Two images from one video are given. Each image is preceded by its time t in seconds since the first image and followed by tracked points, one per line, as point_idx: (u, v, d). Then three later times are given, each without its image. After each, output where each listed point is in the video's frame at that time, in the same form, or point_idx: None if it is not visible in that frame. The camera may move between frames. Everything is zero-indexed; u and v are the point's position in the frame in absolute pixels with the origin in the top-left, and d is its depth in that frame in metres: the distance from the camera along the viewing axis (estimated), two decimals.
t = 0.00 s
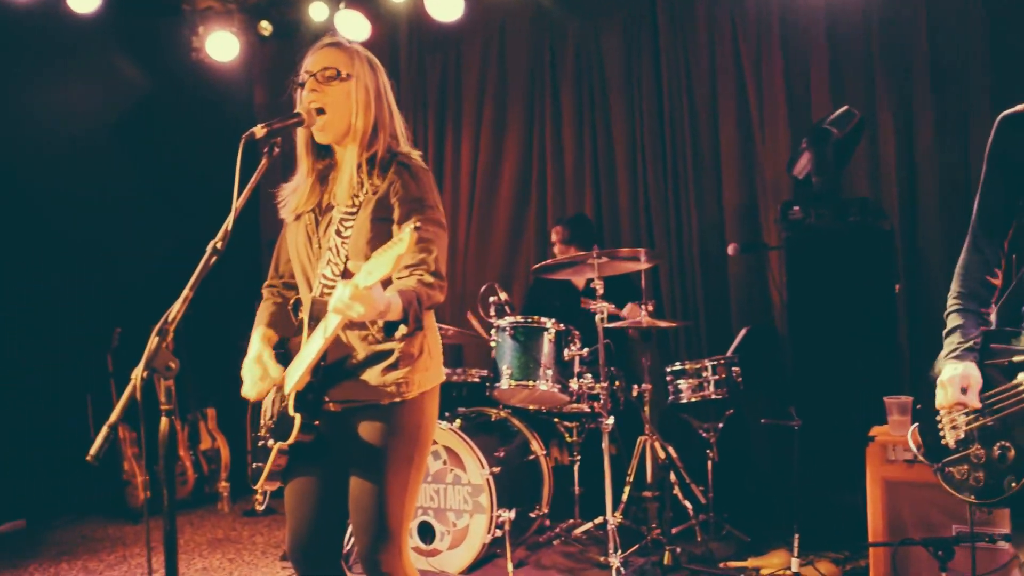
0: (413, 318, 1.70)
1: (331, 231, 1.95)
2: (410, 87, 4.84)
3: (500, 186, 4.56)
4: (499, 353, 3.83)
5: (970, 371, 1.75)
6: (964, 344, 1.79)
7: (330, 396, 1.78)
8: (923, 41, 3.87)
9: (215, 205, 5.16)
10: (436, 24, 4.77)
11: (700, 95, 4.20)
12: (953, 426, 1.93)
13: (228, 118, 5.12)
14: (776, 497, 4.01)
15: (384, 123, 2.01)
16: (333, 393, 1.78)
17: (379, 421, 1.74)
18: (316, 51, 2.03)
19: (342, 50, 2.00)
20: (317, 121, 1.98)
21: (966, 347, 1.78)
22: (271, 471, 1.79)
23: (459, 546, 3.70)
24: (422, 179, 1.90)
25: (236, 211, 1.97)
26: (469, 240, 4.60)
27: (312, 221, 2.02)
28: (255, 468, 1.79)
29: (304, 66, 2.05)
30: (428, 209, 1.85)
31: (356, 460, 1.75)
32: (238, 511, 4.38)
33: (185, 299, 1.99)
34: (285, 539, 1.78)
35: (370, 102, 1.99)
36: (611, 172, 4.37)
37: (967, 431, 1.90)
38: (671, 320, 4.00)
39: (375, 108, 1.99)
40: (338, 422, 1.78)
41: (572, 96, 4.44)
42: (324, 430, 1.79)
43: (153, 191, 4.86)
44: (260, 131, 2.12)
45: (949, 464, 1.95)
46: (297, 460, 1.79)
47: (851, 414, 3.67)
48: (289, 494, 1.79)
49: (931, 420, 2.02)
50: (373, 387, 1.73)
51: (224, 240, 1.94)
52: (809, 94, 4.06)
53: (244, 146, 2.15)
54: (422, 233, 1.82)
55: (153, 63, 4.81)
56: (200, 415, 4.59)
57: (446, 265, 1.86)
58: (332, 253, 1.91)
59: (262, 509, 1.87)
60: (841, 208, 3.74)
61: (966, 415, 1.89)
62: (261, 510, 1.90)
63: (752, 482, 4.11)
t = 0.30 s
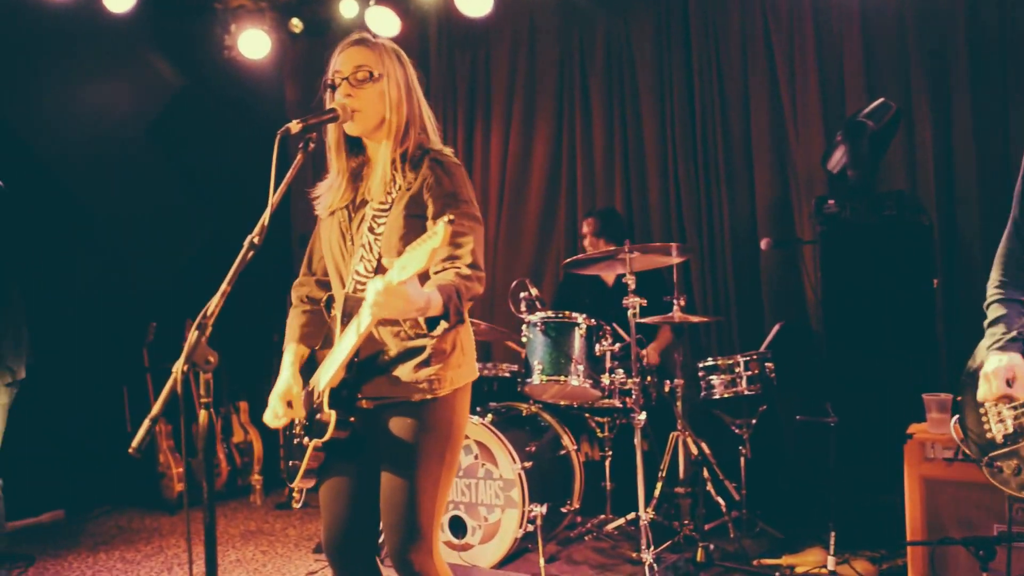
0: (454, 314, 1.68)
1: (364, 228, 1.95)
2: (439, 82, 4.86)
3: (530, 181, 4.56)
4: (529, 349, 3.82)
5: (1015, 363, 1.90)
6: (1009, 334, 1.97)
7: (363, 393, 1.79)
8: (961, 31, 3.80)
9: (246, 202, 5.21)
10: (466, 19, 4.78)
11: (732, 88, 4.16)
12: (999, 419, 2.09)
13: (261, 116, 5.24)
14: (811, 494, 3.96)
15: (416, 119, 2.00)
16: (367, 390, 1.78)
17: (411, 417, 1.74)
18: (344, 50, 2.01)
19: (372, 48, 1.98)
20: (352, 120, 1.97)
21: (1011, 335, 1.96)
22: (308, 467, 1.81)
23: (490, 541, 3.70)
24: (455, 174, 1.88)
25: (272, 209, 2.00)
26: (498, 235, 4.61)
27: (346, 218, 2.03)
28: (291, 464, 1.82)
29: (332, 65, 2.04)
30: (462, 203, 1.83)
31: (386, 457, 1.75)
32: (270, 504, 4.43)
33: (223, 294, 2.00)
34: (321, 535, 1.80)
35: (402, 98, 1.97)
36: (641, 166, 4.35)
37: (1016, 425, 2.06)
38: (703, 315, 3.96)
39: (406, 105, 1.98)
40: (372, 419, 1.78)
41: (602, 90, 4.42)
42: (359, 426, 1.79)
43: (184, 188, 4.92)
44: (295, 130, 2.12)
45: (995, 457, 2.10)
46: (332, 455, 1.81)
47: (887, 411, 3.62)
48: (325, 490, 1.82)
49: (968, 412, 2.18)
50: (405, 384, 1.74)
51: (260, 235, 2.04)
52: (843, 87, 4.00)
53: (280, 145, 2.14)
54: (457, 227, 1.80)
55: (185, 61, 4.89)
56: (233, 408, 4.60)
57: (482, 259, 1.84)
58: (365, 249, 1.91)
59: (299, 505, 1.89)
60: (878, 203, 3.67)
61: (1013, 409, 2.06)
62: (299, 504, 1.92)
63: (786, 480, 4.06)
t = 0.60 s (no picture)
0: (489, 300, 1.67)
1: (396, 221, 1.94)
2: (469, 77, 4.87)
3: (560, 176, 4.55)
4: (561, 343, 3.81)
5: None
6: None
7: (400, 385, 1.78)
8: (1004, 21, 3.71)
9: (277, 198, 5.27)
10: (495, 14, 4.78)
11: (764, 81, 4.11)
12: None
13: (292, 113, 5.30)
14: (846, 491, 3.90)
15: (445, 112, 1.99)
16: (404, 382, 1.77)
17: (449, 410, 1.73)
18: (373, 45, 2.00)
19: (400, 42, 1.97)
20: (383, 114, 1.96)
21: None
22: (346, 462, 1.80)
23: (522, 535, 3.70)
24: (486, 163, 1.87)
25: (307, 202, 1.97)
26: (528, 230, 4.61)
27: (378, 213, 2.03)
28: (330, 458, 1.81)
29: (361, 62, 2.03)
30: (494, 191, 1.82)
31: (426, 448, 1.74)
32: (303, 497, 4.47)
33: (260, 289, 1.94)
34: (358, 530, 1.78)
35: (431, 91, 1.96)
36: (672, 159, 4.31)
37: None
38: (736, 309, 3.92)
39: (437, 98, 1.97)
40: (410, 411, 1.78)
41: (632, 83, 4.40)
42: (397, 419, 1.79)
43: (215, 185, 4.97)
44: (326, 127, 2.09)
45: None
46: (371, 447, 1.81)
47: (928, 408, 3.54)
48: (362, 484, 1.80)
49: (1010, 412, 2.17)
50: (442, 375, 1.72)
51: (297, 230, 1.94)
52: (879, 79, 3.93)
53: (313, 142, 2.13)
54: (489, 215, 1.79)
55: (218, 59, 4.97)
56: (264, 401, 4.60)
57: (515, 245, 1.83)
58: (398, 242, 1.90)
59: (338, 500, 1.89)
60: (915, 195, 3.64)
61: None
62: (337, 499, 1.91)
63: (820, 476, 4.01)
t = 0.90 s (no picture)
0: (528, 295, 1.67)
1: (431, 220, 1.91)
2: (499, 71, 4.85)
3: (590, 170, 4.54)
4: (592, 338, 3.78)
5: None
6: None
7: (436, 383, 1.76)
8: None
9: (305, 193, 5.29)
10: (526, 7, 4.76)
11: (798, 73, 4.08)
12: None
13: (321, 108, 5.30)
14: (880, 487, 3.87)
15: (478, 109, 1.95)
16: (440, 379, 1.76)
17: (485, 408, 1.72)
18: (407, 44, 1.98)
19: (433, 40, 1.95)
20: (416, 112, 1.93)
21: None
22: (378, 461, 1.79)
23: (554, 529, 3.69)
24: (521, 160, 1.84)
25: (341, 199, 1.95)
26: (558, 224, 4.61)
27: (412, 212, 1.98)
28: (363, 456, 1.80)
29: (394, 61, 2.01)
30: (530, 188, 1.80)
31: (461, 447, 1.73)
32: (334, 491, 4.51)
33: (295, 281, 1.91)
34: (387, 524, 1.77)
35: (463, 88, 1.93)
36: (704, 153, 4.29)
37: None
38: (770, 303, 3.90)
39: (470, 97, 1.94)
40: (445, 409, 1.77)
41: (664, 76, 4.37)
42: (431, 416, 1.78)
43: (244, 181, 4.99)
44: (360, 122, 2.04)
45: None
46: (405, 445, 1.80)
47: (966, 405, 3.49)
48: (395, 478, 1.79)
49: None
50: (480, 373, 1.71)
51: (331, 225, 1.94)
52: (915, 72, 3.87)
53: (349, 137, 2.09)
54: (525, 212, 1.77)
55: (248, 55, 4.98)
56: (297, 396, 4.65)
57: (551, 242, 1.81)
58: (433, 241, 1.86)
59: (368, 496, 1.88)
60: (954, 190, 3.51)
61: None
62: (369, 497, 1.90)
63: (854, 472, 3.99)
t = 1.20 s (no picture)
0: (551, 287, 1.61)
1: (456, 205, 1.88)
2: (524, 65, 4.86)
3: (616, 164, 4.55)
4: (618, 332, 3.75)
5: None
6: None
7: (459, 368, 1.76)
8: None
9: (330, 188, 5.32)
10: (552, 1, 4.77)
11: (827, 64, 4.04)
12: None
13: (345, 103, 5.34)
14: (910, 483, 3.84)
15: (504, 92, 1.90)
16: (464, 365, 1.75)
17: (508, 394, 1.70)
18: (434, 25, 1.93)
19: (460, 20, 1.89)
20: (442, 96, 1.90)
21: None
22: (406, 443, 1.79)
23: (581, 523, 3.68)
24: (546, 147, 1.80)
25: (369, 186, 1.92)
26: (584, 218, 4.63)
27: (437, 196, 1.96)
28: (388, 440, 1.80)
29: (422, 41, 1.96)
30: (555, 176, 1.75)
31: (486, 433, 1.72)
32: (360, 485, 4.55)
33: (323, 277, 1.88)
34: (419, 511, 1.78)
35: (490, 70, 1.88)
36: (731, 146, 4.28)
37: None
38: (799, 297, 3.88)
39: (495, 79, 1.89)
40: (469, 396, 1.75)
41: (691, 69, 4.35)
42: (454, 401, 1.77)
43: (269, 176, 5.03)
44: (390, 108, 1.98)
45: None
46: (433, 430, 1.78)
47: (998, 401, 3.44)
48: (423, 465, 1.79)
49: None
50: (502, 360, 1.70)
51: (360, 219, 1.92)
52: (947, 61, 3.79)
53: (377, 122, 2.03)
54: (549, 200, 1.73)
55: (274, 51, 5.02)
56: (323, 389, 4.69)
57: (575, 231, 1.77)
58: (458, 226, 1.84)
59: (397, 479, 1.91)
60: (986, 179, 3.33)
61: None
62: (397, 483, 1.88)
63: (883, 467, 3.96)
